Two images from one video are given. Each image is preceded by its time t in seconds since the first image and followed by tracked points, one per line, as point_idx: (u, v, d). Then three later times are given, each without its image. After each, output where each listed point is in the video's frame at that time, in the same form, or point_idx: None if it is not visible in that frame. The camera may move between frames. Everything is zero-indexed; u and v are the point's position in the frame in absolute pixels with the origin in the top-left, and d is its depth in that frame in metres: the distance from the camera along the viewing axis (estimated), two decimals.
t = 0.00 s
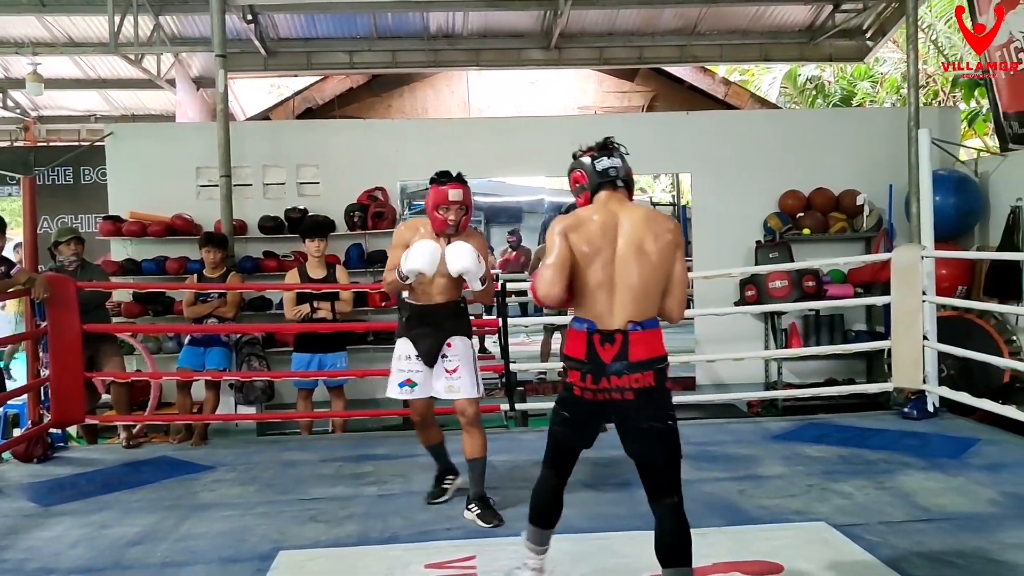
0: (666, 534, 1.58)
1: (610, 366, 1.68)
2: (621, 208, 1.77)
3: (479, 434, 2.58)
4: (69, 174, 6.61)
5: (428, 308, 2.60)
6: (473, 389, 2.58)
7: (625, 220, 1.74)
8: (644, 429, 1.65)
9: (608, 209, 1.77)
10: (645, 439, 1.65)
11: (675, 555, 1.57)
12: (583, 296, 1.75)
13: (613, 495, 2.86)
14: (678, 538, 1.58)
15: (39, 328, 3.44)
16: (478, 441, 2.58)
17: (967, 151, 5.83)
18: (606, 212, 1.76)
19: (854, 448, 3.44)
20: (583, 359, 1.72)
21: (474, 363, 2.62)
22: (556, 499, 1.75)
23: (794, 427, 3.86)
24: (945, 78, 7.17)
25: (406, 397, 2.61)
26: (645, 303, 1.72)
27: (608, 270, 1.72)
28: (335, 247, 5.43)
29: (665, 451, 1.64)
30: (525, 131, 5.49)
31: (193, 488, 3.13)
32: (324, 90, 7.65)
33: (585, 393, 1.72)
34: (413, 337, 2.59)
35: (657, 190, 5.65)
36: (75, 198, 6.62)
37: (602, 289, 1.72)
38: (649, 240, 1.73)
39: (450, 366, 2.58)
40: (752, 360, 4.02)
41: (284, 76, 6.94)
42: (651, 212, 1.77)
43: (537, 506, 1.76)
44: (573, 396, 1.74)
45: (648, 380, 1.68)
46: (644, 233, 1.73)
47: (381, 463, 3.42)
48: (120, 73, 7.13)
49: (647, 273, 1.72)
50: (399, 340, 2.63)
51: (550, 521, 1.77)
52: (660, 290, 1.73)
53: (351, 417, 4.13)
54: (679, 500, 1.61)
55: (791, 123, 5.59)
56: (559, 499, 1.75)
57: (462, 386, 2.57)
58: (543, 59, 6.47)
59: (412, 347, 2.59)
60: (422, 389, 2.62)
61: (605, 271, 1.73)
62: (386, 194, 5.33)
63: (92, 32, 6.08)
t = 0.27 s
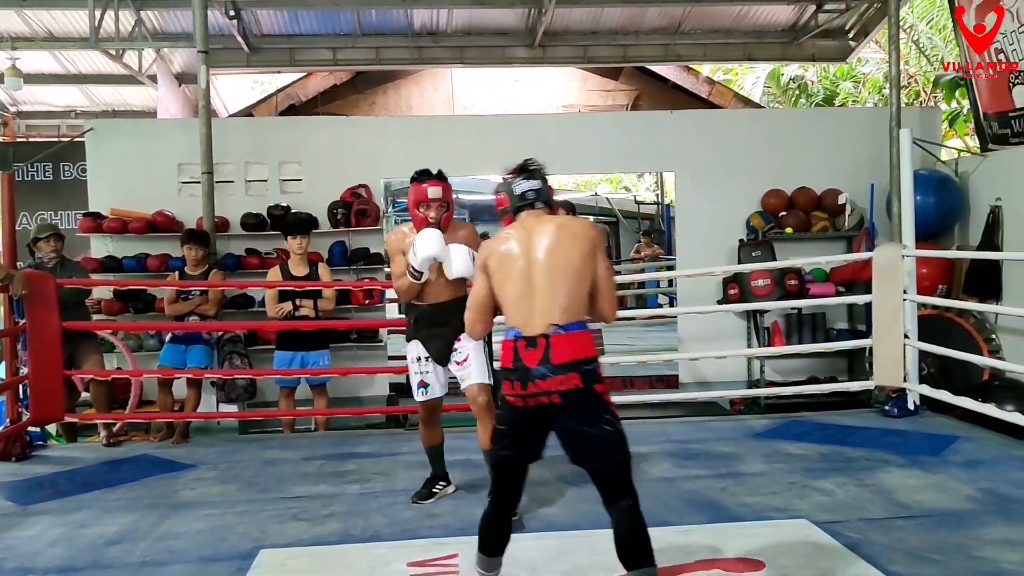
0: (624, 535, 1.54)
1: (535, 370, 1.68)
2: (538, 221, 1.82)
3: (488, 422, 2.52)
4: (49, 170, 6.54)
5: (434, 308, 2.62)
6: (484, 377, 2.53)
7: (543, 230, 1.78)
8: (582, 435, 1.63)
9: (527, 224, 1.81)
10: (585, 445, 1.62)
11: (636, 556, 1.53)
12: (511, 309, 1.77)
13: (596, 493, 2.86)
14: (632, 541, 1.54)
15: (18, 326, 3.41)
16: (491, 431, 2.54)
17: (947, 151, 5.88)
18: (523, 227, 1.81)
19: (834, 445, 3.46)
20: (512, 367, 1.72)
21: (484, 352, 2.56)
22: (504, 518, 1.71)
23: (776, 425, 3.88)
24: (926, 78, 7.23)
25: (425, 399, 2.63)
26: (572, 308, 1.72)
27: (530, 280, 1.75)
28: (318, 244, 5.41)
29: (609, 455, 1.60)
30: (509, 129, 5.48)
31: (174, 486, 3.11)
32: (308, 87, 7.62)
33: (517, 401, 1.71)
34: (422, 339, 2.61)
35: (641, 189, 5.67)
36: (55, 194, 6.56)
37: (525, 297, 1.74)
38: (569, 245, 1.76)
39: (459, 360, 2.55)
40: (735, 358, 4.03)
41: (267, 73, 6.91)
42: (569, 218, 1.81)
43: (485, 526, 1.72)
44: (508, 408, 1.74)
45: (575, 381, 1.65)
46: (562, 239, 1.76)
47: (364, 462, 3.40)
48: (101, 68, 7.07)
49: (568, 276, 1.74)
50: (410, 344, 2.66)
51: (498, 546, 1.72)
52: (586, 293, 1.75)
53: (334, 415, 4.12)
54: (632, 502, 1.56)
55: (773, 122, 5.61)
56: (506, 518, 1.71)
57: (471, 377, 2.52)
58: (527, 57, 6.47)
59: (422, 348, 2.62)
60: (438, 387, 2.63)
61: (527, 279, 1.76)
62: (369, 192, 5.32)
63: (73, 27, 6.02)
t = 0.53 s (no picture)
0: (547, 527, 1.55)
1: (483, 364, 1.68)
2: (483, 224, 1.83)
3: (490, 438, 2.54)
4: (34, 161, 6.49)
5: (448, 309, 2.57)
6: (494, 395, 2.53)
7: (488, 231, 1.79)
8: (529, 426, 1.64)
9: (472, 228, 1.82)
10: (530, 438, 1.64)
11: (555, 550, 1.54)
12: (460, 309, 1.77)
13: (581, 491, 2.87)
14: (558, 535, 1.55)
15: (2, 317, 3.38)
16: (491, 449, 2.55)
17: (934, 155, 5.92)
18: (467, 234, 1.81)
19: (818, 446, 3.48)
20: (462, 362, 1.72)
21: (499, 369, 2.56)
22: (474, 517, 1.70)
23: (761, 425, 3.90)
24: (914, 82, 7.27)
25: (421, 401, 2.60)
26: (520, 303, 1.73)
27: (477, 279, 1.75)
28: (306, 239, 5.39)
29: (550, 449, 1.62)
30: (499, 126, 5.48)
31: (157, 480, 3.10)
32: (297, 81, 7.59)
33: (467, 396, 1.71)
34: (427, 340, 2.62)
35: (630, 189, 5.71)
36: (40, 185, 6.51)
37: (474, 296, 1.74)
38: (514, 244, 1.77)
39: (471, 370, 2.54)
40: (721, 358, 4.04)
41: (256, 66, 6.87)
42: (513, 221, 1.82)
43: (455, 525, 1.71)
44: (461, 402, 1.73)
45: (523, 374, 1.66)
46: (508, 239, 1.78)
47: (349, 457, 3.40)
48: (88, 58, 7.02)
49: (515, 275, 1.75)
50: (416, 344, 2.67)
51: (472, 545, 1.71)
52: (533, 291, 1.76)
53: (319, 411, 4.11)
54: (561, 496, 1.59)
55: (762, 123, 5.63)
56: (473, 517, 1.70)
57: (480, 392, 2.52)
58: (518, 55, 6.47)
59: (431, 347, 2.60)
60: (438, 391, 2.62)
61: (474, 279, 1.76)
62: (358, 187, 5.32)
63: (60, 17, 5.97)
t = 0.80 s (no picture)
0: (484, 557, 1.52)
1: (448, 388, 1.66)
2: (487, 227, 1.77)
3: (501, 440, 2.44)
4: (31, 162, 6.48)
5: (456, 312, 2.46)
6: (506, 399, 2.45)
7: (486, 241, 1.73)
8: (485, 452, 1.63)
9: (473, 228, 1.76)
10: (485, 465, 1.62)
11: None
12: (437, 316, 1.74)
13: (577, 494, 2.87)
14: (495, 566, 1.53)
15: None
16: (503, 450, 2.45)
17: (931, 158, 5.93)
18: (469, 234, 1.75)
19: (815, 449, 3.48)
20: (431, 381, 1.71)
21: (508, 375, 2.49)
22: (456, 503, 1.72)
23: (758, 428, 3.90)
24: (911, 86, 7.29)
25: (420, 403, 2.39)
26: (496, 326, 1.68)
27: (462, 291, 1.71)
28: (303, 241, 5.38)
29: (501, 477, 1.60)
30: (496, 129, 5.48)
31: (153, 482, 3.09)
32: (295, 82, 7.59)
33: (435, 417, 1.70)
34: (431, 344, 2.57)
35: (627, 191, 5.73)
36: (37, 186, 6.50)
37: (450, 309, 1.71)
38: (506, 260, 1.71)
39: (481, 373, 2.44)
40: (719, 361, 4.03)
41: (254, 68, 6.88)
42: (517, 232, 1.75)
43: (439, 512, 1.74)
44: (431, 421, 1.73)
45: (484, 402, 1.63)
46: (504, 253, 1.71)
47: (345, 460, 3.39)
48: (85, 59, 7.01)
49: (494, 294, 1.69)
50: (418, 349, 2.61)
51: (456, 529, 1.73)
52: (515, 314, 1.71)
53: (316, 413, 4.10)
54: (503, 527, 1.57)
55: (760, 126, 5.63)
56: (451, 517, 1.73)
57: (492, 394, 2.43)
58: (516, 57, 6.47)
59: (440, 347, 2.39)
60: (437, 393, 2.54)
61: (457, 289, 1.72)
62: (356, 188, 5.30)
63: (57, 17, 5.97)
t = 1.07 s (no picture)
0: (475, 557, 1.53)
1: (429, 386, 1.67)
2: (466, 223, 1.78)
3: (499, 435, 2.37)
4: (31, 162, 6.48)
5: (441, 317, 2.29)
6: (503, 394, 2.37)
7: (466, 236, 1.74)
8: (469, 451, 1.64)
9: (452, 226, 1.77)
10: (471, 464, 1.63)
11: None
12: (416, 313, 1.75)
13: (576, 494, 2.87)
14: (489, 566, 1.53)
15: None
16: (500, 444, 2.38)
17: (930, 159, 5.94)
18: (448, 230, 1.76)
19: (815, 450, 3.48)
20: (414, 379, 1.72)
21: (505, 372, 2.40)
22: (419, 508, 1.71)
23: (758, 429, 3.90)
24: (911, 87, 7.29)
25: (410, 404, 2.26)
26: (474, 325, 1.69)
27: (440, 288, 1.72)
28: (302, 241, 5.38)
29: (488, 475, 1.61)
30: (496, 129, 5.48)
31: (152, 482, 3.09)
32: (294, 83, 7.59)
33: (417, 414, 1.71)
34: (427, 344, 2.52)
35: (626, 192, 5.69)
36: (37, 186, 6.50)
37: (428, 307, 1.72)
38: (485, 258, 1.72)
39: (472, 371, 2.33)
40: (719, 362, 4.03)
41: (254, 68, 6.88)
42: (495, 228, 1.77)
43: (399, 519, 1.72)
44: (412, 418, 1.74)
45: (466, 400, 1.64)
46: (482, 250, 1.72)
47: (345, 460, 3.39)
48: (84, 59, 7.01)
49: (472, 292, 1.70)
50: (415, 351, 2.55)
51: (415, 537, 1.71)
52: (495, 310, 1.72)
53: (315, 413, 4.10)
54: (492, 524, 1.58)
55: (759, 127, 5.64)
56: (426, 511, 1.72)
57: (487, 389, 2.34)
58: (516, 58, 6.47)
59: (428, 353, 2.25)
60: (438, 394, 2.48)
61: (435, 286, 1.72)
62: (355, 189, 5.30)
63: (57, 17, 5.96)
